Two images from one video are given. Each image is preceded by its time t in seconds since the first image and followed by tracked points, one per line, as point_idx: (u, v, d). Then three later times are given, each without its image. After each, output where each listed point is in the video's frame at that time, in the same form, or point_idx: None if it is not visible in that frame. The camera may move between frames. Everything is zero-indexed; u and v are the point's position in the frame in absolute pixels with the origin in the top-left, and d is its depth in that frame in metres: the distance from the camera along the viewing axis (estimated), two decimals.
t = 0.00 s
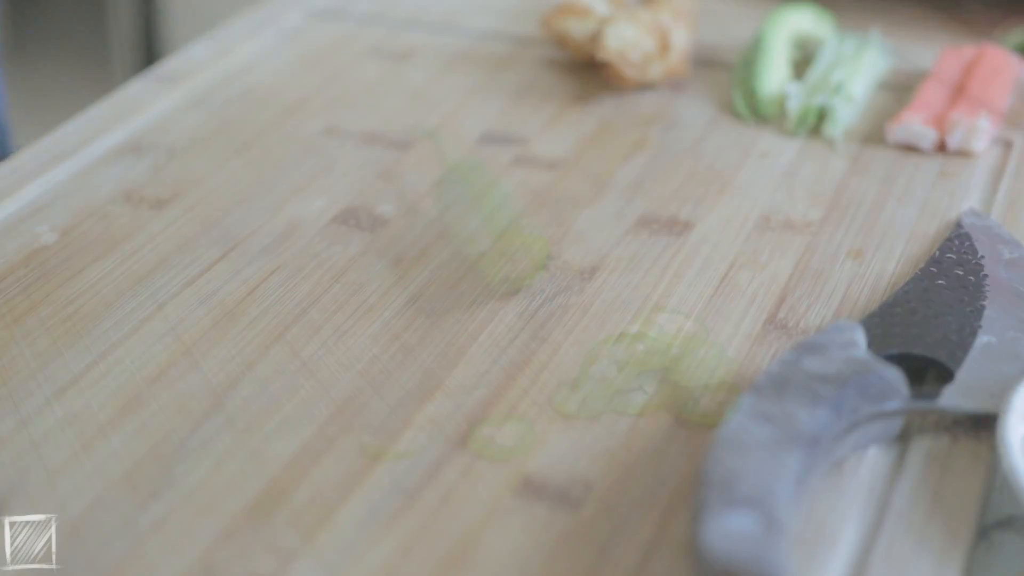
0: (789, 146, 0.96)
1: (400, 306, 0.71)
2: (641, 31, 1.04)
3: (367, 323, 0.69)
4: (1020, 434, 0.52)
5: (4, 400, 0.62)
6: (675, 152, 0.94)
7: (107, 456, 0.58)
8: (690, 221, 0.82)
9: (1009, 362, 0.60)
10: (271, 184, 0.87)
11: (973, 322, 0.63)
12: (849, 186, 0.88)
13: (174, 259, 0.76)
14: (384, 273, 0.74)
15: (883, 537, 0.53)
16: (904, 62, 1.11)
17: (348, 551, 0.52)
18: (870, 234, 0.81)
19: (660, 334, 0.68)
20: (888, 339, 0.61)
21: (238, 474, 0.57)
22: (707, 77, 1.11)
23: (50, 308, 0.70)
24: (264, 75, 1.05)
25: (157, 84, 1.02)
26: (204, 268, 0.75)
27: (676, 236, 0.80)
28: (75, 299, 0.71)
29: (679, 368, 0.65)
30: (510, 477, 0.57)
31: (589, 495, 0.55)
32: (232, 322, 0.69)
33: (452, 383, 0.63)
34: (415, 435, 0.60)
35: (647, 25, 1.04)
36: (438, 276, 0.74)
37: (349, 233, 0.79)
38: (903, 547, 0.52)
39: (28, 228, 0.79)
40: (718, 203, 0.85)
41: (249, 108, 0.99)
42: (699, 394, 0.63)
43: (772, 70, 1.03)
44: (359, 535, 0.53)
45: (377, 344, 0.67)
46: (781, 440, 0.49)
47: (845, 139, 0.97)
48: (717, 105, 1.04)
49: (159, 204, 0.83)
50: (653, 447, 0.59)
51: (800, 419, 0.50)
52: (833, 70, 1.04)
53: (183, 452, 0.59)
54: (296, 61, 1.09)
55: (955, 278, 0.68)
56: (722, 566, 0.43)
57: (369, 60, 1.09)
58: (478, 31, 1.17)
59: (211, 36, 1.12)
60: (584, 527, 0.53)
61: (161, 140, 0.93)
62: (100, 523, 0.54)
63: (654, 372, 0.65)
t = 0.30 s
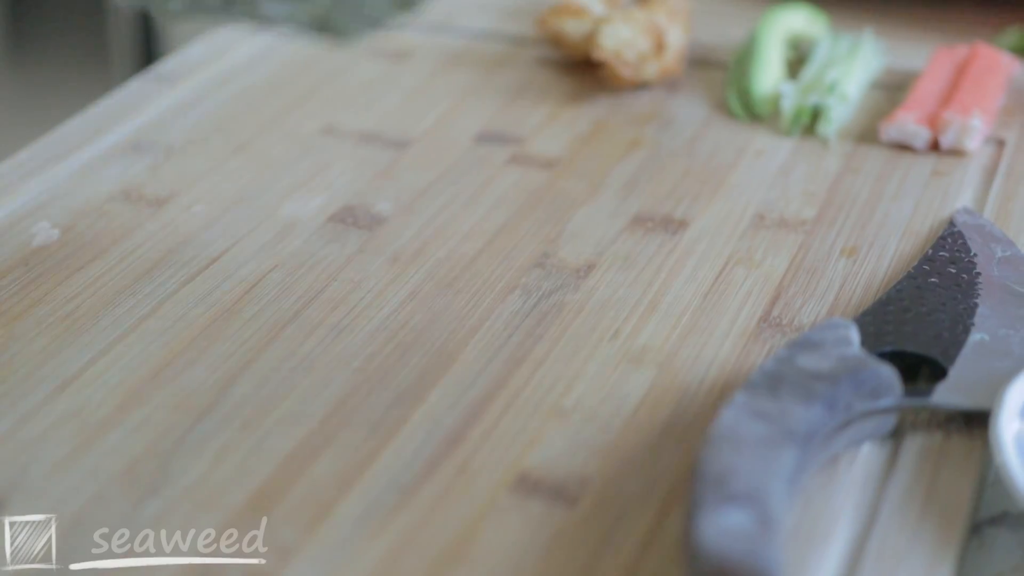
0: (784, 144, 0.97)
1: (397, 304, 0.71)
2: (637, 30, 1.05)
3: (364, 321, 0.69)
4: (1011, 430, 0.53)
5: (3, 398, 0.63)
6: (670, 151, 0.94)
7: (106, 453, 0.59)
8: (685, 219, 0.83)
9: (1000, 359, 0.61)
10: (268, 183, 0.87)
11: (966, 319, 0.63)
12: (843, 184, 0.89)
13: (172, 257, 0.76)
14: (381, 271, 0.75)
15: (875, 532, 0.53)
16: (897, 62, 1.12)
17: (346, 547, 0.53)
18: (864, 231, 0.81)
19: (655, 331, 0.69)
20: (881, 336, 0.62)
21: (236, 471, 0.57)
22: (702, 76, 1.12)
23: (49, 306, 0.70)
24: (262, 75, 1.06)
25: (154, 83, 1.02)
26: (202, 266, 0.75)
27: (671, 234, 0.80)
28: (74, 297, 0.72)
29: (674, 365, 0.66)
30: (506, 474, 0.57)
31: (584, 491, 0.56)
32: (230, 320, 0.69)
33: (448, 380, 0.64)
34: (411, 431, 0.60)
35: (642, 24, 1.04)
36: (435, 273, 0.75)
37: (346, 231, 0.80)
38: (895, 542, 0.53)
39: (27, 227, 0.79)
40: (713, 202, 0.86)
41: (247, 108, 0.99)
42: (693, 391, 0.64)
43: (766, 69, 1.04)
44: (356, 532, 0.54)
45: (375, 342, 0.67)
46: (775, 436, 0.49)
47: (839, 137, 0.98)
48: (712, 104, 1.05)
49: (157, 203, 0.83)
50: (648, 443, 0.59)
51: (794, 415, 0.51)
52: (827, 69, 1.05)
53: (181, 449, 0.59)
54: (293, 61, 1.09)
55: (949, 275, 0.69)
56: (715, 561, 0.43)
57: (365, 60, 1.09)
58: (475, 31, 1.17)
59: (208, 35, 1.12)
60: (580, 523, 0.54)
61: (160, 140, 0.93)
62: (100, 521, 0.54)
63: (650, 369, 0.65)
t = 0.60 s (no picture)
0: (778, 143, 0.97)
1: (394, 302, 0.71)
2: (631, 30, 1.05)
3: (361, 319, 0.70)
4: (1003, 426, 0.53)
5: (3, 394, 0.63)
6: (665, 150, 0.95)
7: (105, 450, 0.59)
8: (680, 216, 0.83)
9: (993, 356, 0.61)
10: (266, 183, 0.87)
11: (959, 317, 0.64)
12: (837, 182, 0.89)
13: (171, 255, 0.76)
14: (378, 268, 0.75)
15: (869, 527, 0.54)
16: (890, 61, 1.13)
17: (344, 543, 0.53)
18: (858, 229, 0.82)
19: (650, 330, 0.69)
20: (875, 334, 0.62)
21: (234, 468, 0.58)
22: (696, 75, 1.12)
23: (49, 303, 0.71)
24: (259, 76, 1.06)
25: (152, 82, 1.03)
26: (200, 264, 0.75)
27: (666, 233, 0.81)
28: (73, 294, 0.72)
29: (669, 363, 0.66)
30: (503, 470, 0.58)
31: (581, 487, 0.56)
32: (228, 317, 0.70)
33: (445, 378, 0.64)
34: (408, 428, 0.60)
35: (637, 25, 1.06)
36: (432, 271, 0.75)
37: (344, 230, 0.81)
38: (888, 537, 0.53)
39: (27, 225, 0.79)
40: (708, 202, 0.86)
41: (245, 108, 1.00)
42: (688, 388, 0.64)
43: (760, 69, 1.04)
44: (354, 528, 0.54)
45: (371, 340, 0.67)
46: (770, 433, 0.50)
47: (833, 136, 0.98)
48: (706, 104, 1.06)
49: (155, 201, 0.83)
50: (645, 439, 0.59)
51: (788, 413, 0.51)
52: (821, 68, 1.05)
53: (180, 446, 0.59)
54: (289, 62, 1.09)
55: (942, 273, 0.70)
56: (711, 557, 0.44)
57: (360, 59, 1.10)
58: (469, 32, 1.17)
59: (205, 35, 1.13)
60: (577, 518, 0.54)
61: (159, 139, 0.93)
62: (99, 518, 0.55)
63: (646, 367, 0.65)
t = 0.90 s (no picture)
0: (777, 143, 0.97)
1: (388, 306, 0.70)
2: (630, 30, 1.06)
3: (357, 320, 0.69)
4: (1002, 425, 0.53)
5: (4, 393, 0.63)
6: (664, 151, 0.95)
7: (106, 449, 0.59)
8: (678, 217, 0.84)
9: (992, 356, 0.61)
10: (265, 182, 0.87)
11: (957, 317, 0.64)
12: (836, 182, 0.89)
13: (171, 254, 0.76)
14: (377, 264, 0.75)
15: (867, 527, 0.54)
16: (888, 62, 1.13)
17: (344, 542, 0.53)
18: (856, 229, 0.82)
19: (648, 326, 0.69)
20: (874, 333, 0.62)
21: (233, 467, 0.58)
22: (695, 75, 1.13)
23: (49, 302, 0.71)
24: (260, 76, 1.06)
25: (151, 82, 1.03)
26: (201, 263, 0.75)
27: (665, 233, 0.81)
28: (73, 293, 0.72)
29: (668, 362, 0.66)
30: (502, 469, 0.58)
31: (579, 487, 0.56)
32: (228, 317, 0.70)
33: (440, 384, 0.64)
34: (407, 428, 0.60)
35: (637, 24, 1.06)
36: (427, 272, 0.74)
37: (343, 230, 0.81)
38: (887, 537, 0.53)
39: (28, 225, 0.79)
40: (706, 202, 0.86)
41: (245, 108, 1.00)
42: (687, 388, 0.64)
43: (758, 69, 1.05)
44: (353, 527, 0.54)
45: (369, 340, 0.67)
46: (768, 433, 0.50)
47: (832, 135, 0.98)
48: (706, 103, 1.06)
49: (156, 201, 0.83)
50: (643, 439, 0.60)
51: (787, 412, 0.51)
52: (819, 69, 1.05)
53: (180, 445, 0.59)
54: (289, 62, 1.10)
55: (940, 273, 0.70)
56: (710, 556, 0.44)
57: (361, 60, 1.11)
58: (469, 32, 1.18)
59: (204, 36, 1.13)
60: (576, 518, 0.54)
61: (160, 138, 0.93)
62: (100, 517, 0.55)
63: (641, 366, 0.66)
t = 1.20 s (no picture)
0: (777, 142, 0.97)
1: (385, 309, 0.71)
2: (630, 30, 1.06)
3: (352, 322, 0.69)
4: (1002, 424, 0.53)
5: (3, 393, 0.63)
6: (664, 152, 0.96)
7: (106, 449, 0.59)
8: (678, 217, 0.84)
9: (992, 356, 0.61)
10: (266, 182, 0.87)
11: (957, 317, 0.64)
12: (836, 182, 0.89)
13: (171, 254, 0.76)
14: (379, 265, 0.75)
15: (867, 527, 0.54)
16: (888, 62, 1.13)
17: (343, 542, 0.53)
18: (856, 229, 0.82)
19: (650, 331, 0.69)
20: (874, 333, 0.62)
21: (233, 467, 0.58)
22: (696, 75, 1.13)
23: (49, 301, 0.71)
24: (260, 76, 1.06)
25: (151, 82, 1.03)
26: (201, 263, 0.75)
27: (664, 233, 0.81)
28: (73, 293, 0.72)
29: (667, 362, 0.66)
30: (502, 469, 0.58)
31: (579, 487, 0.56)
32: (228, 316, 0.70)
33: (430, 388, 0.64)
34: (407, 427, 0.60)
35: (636, 24, 1.06)
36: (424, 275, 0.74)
37: (344, 230, 0.81)
38: (887, 537, 0.53)
39: (28, 224, 0.79)
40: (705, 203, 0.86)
41: (245, 108, 1.00)
42: (687, 388, 0.64)
43: (758, 69, 1.05)
44: (352, 527, 0.54)
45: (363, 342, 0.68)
46: (767, 433, 0.50)
47: (832, 135, 0.98)
48: (706, 103, 1.06)
49: (156, 201, 0.84)
50: (643, 438, 0.60)
51: (786, 412, 0.51)
52: (820, 69, 1.05)
53: (180, 445, 0.59)
54: (290, 62, 1.10)
55: (940, 273, 0.70)
56: (709, 555, 0.44)
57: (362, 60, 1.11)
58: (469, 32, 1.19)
59: (203, 36, 1.13)
60: (576, 517, 0.54)
61: (161, 138, 0.93)
62: (100, 517, 0.55)
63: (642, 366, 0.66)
